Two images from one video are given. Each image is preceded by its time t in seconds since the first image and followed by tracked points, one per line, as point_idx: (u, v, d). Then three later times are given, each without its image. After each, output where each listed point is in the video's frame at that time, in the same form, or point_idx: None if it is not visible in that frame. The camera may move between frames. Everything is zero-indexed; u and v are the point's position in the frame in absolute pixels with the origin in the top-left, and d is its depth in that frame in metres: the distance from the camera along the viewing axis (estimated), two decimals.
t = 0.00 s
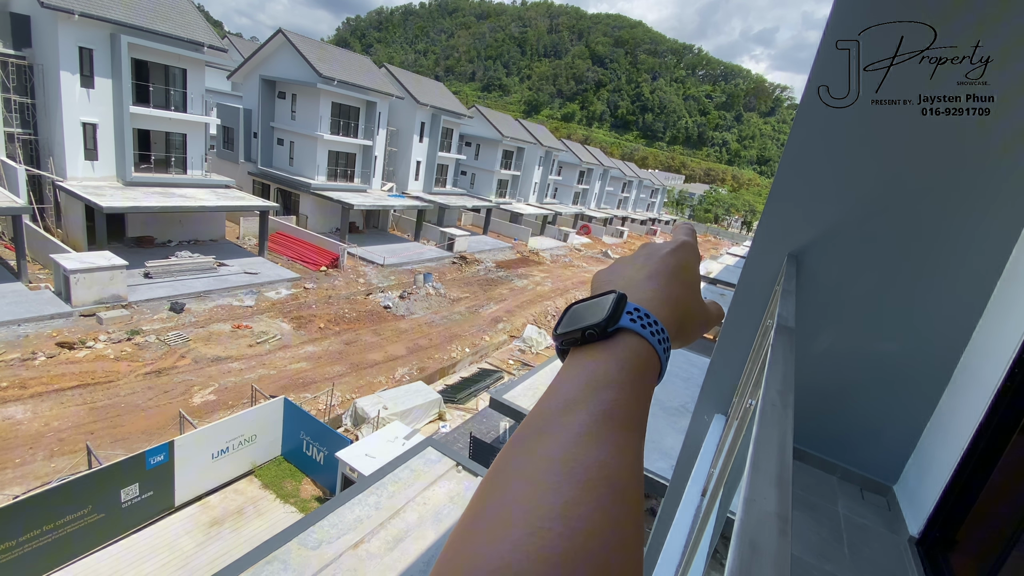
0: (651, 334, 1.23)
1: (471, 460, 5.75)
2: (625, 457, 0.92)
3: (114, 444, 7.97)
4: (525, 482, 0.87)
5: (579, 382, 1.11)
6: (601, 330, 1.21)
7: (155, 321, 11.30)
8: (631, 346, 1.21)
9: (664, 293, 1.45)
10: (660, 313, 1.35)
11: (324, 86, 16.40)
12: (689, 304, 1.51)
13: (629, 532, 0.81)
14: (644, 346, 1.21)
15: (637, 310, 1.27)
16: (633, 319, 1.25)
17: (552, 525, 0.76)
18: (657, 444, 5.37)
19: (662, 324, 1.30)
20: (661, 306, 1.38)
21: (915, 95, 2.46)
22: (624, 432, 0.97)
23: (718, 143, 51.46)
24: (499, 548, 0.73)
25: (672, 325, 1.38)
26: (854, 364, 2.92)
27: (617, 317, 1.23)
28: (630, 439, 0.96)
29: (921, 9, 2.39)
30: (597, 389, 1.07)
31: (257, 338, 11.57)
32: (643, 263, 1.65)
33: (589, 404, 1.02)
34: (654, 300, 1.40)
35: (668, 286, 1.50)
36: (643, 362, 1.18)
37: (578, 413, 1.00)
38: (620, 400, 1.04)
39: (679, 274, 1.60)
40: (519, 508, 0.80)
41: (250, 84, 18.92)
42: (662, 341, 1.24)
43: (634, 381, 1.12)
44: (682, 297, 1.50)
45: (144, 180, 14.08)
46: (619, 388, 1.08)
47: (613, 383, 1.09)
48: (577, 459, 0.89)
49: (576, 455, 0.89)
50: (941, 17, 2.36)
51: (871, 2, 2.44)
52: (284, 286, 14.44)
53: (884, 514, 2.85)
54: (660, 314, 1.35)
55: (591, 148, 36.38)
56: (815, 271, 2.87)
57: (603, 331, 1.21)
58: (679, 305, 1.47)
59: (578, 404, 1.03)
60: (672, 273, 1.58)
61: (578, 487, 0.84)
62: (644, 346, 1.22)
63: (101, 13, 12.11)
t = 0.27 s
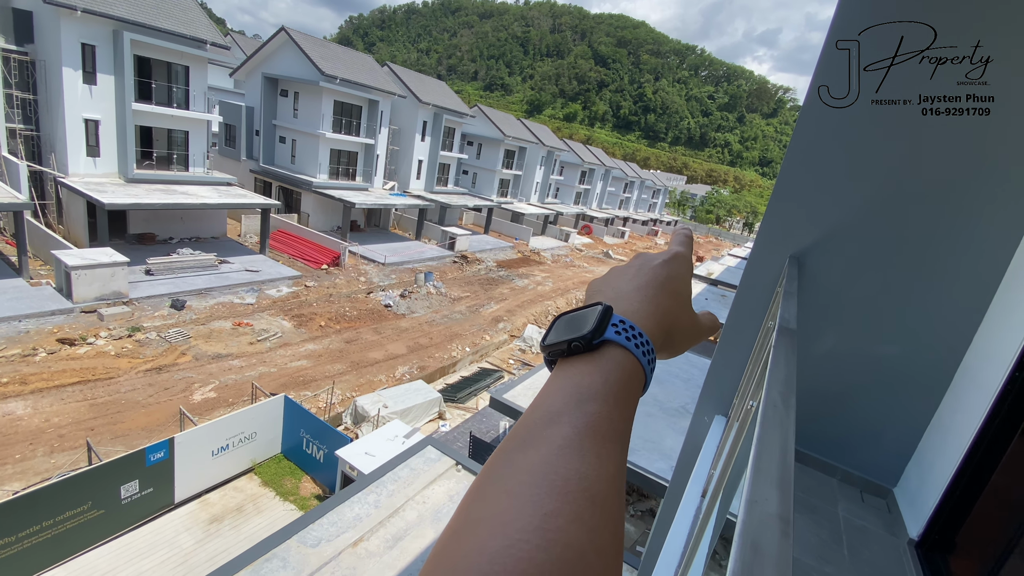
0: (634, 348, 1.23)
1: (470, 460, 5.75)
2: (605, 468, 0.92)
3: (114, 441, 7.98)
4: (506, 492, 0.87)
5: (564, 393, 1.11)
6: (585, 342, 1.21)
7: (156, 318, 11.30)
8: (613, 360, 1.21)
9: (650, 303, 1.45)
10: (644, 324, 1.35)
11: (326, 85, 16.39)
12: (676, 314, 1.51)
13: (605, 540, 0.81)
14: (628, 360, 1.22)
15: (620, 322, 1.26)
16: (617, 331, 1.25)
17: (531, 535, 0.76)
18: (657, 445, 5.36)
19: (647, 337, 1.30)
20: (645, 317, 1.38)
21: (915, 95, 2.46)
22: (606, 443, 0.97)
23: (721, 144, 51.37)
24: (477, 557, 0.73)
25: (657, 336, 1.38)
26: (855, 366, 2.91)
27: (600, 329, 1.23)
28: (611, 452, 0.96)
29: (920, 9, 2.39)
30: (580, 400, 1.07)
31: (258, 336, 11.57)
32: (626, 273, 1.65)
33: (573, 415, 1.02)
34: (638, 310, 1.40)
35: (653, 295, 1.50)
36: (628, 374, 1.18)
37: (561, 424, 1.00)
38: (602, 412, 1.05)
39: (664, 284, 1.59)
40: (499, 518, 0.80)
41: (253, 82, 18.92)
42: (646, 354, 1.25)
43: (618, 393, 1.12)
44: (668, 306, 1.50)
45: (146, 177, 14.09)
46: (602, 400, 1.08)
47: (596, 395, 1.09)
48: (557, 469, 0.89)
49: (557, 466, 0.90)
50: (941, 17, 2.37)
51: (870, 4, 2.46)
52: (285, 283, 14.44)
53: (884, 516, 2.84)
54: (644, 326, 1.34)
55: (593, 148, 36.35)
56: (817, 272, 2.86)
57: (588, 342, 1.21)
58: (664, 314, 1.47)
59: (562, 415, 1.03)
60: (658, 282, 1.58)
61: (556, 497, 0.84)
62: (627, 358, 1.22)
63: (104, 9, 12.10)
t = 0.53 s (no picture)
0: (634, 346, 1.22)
1: (472, 459, 5.75)
2: (604, 469, 0.91)
3: (117, 437, 8.00)
4: (503, 496, 0.87)
5: (561, 393, 1.11)
6: (584, 341, 1.20)
7: (159, 315, 11.34)
8: (613, 359, 1.20)
9: (650, 301, 1.45)
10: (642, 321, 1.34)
11: (330, 83, 16.40)
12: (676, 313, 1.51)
13: (606, 542, 0.81)
14: (627, 358, 1.21)
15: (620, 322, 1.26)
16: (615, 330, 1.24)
17: (531, 539, 0.75)
18: (659, 445, 5.35)
19: (646, 334, 1.29)
20: (645, 315, 1.37)
21: (915, 95, 2.45)
22: (605, 444, 0.96)
23: (725, 144, 51.20)
24: (476, 562, 0.73)
25: (657, 334, 1.37)
26: (860, 367, 2.89)
27: (599, 328, 1.22)
28: (609, 453, 0.95)
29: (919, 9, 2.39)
30: (578, 400, 1.07)
31: (261, 333, 11.60)
32: (625, 271, 1.64)
33: (572, 415, 1.02)
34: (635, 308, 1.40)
35: (654, 293, 1.50)
36: (627, 373, 1.17)
37: (559, 425, 0.99)
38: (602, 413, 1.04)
39: (664, 281, 1.58)
40: (500, 521, 0.80)
41: (257, 80, 18.94)
42: (645, 352, 1.24)
43: (616, 393, 1.11)
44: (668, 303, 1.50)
45: (150, 174, 14.12)
46: (600, 401, 1.07)
47: (593, 396, 1.08)
48: (556, 471, 0.88)
49: (556, 469, 0.89)
50: (941, 16, 2.36)
51: (870, 3, 2.45)
52: (288, 281, 14.46)
53: (887, 519, 2.83)
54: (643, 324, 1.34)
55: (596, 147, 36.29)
56: (822, 272, 2.84)
57: (586, 342, 1.21)
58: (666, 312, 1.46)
59: (561, 416, 1.02)
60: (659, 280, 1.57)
61: (555, 499, 0.83)
62: (627, 357, 1.21)
63: (109, 6, 12.11)
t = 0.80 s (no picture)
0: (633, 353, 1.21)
1: (475, 458, 5.74)
2: (593, 483, 0.92)
3: (122, 433, 8.06)
4: (486, 514, 0.86)
5: (557, 402, 1.10)
6: (583, 347, 1.19)
7: (164, 311, 11.39)
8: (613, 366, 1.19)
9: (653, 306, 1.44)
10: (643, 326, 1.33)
11: (335, 81, 16.41)
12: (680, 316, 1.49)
13: (593, 561, 0.81)
14: (626, 366, 1.20)
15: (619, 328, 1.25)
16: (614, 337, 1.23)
17: (513, 560, 0.76)
18: (661, 445, 5.35)
19: (648, 341, 1.28)
20: (647, 320, 1.36)
21: (915, 95, 2.46)
22: (594, 456, 0.97)
23: (730, 143, 50.99)
24: None
25: (660, 340, 1.36)
26: (865, 368, 2.88)
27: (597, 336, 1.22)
28: (601, 467, 0.96)
29: (918, 10, 2.40)
30: (573, 411, 1.06)
31: (265, 331, 11.64)
32: (632, 271, 1.63)
33: (565, 427, 1.02)
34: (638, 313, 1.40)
35: (658, 297, 1.48)
36: (625, 382, 1.16)
37: (551, 439, 0.99)
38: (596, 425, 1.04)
39: (669, 283, 1.57)
40: (484, 540, 0.80)
41: (262, 78, 18.98)
42: (647, 360, 1.23)
43: (614, 403, 1.11)
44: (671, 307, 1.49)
45: (156, 172, 14.19)
46: (594, 412, 1.06)
47: (588, 407, 1.07)
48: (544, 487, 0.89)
49: (546, 484, 0.89)
50: (940, 17, 2.37)
51: (869, 4, 2.47)
52: (292, 279, 14.50)
53: (892, 521, 2.81)
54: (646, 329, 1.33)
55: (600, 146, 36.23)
56: (827, 273, 2.83)
57: (585, 348, 1.19)
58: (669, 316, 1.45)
59: (556, 426, 1.02)
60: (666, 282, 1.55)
61: (542, 516, 0.84)
62: (627, 365, 1.20)
63: (115, 4, 12.15)
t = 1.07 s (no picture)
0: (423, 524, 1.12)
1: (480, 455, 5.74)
2: None
3: (131, 428, 8.14)
4: None
5: None
6: (354, 522, 1.09)
7: (172, 308, 11.48)
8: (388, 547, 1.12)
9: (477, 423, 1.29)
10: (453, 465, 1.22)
11: (341, 79, 16.45)
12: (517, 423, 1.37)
13: None
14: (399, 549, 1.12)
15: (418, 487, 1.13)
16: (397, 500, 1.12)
17: None
18: (665, 444, 5.36)
19: (455, 493, 1.18)
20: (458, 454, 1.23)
21: (915, 95, 2.51)
22: None
23: (736, 141, 50.71)
24: None
25: (473, 477, 1.26)
26: (870, 367, 2.89)
27: (373, 503, 1.09)
28: None
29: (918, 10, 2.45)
30: None
31: (271, 328, 11.72)
32: (462, 353, 1.43)
33: None
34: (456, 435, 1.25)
35: (484, 403, 1.31)
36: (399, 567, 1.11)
37: None
38: None
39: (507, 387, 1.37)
40: None
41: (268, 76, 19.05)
42: (443, 527, 1.15)
43: None
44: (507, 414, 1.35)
45: (163, 170, 14.30)
46: None
47: None
48: None
49: None
50: (940, 17, 2.42)
51: (870, 6, 2.53)
52: (298, 276, 14.58)
53: (896, 521, 2.81)
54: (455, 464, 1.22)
55: (606, 145, 36.15)
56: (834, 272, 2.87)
57: (358, 522, 1.09)
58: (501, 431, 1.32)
59: None
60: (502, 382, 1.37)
61: None
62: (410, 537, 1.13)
63: (123, 3, 12.23)
